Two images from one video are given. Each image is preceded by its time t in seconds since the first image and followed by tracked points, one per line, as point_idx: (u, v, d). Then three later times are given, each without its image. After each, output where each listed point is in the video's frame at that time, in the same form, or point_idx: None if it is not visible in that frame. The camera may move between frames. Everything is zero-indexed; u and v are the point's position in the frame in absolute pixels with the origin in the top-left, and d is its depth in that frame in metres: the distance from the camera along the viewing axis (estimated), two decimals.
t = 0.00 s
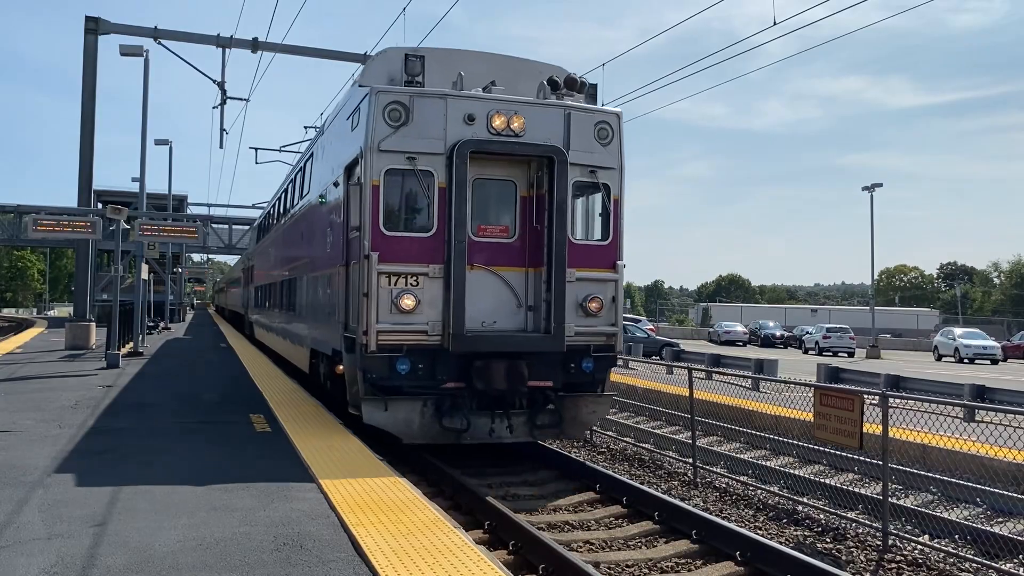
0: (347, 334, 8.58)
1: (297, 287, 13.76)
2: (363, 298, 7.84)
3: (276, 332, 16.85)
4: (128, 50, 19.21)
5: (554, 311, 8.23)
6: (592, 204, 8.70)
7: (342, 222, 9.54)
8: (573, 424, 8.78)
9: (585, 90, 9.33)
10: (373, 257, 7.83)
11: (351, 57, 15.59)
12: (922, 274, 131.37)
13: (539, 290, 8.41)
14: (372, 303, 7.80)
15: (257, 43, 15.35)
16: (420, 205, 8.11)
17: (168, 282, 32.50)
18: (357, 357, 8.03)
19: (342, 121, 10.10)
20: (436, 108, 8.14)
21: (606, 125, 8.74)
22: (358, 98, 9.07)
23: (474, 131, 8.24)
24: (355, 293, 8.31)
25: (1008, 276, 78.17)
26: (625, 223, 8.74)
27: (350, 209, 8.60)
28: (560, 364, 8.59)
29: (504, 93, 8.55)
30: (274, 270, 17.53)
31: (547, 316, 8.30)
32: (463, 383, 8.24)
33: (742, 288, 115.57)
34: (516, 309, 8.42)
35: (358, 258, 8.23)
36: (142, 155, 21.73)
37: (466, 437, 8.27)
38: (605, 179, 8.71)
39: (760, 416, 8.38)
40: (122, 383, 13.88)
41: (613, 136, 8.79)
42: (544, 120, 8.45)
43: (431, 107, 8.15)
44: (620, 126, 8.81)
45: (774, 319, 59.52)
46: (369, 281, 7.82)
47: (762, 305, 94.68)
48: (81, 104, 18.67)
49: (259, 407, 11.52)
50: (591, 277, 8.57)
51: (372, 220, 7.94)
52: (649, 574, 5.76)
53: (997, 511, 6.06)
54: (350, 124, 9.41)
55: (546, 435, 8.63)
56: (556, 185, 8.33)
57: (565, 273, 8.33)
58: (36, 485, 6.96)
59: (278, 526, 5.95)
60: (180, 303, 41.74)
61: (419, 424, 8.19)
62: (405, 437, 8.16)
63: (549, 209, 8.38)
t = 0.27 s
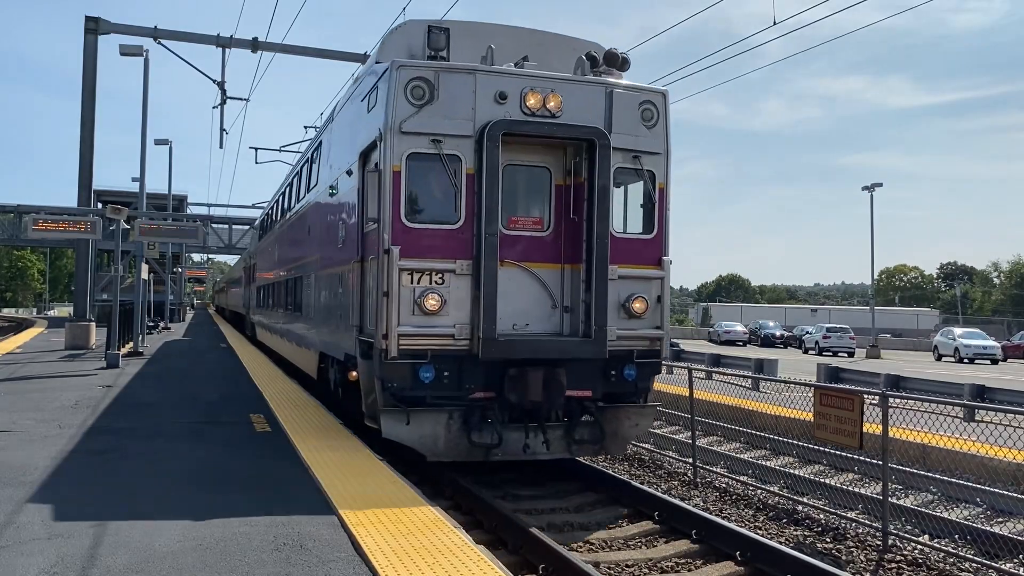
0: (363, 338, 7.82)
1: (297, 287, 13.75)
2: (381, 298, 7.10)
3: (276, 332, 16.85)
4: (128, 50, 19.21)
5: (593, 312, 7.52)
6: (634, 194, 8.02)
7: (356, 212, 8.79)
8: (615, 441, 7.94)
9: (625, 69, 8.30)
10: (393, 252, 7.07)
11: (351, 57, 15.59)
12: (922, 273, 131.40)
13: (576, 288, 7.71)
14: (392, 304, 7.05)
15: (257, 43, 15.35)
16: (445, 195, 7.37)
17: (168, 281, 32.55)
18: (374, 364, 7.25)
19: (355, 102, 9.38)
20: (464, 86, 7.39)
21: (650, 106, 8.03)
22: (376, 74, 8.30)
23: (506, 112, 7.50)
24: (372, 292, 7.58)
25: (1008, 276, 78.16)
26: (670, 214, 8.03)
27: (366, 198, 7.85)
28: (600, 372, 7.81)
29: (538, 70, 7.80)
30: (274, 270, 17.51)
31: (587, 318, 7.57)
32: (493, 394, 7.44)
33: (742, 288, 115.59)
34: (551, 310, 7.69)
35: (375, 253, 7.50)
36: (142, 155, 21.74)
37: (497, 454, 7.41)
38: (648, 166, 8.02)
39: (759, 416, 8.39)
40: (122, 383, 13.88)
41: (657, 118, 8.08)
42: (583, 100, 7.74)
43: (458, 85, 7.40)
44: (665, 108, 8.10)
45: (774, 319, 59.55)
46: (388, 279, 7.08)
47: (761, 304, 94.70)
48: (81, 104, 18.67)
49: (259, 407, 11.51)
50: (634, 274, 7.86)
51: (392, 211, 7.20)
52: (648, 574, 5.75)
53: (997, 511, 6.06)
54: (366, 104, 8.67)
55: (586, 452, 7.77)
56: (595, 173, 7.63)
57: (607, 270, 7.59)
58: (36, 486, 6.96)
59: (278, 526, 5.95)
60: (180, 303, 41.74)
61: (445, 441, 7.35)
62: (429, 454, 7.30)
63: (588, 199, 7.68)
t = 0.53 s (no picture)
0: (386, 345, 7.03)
1: (297, 288, 13.75)
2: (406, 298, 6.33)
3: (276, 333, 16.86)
4: (128, 50, 19.21)
5: (646, 313, 6.75)
6: (691, 182, 7.28)
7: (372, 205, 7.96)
8: (667, 458, 7.23)
9: (678, 39, 7.73)
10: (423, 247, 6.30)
11: (351, 57, 15.58)
12: (922, 273, 131.39)
13: (625, 287, 6.95)
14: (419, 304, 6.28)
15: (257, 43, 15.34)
16: (478, 183, 6.60)
17: (168, 281, 32.51)
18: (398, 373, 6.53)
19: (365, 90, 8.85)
20: (500, 56, 6.62)
21: (707, 81, 7.27)
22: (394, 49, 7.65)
23: (548, 86, 6.73)
24: (397, 292, 6.81)
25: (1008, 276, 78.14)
26: (729, 203, 7.29)
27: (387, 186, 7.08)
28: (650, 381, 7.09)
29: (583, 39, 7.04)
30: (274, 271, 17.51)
31: (638, 320, 6.83)
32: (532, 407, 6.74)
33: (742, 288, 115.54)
34: (596, 310, 6.98)
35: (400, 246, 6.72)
36: (142, 155, 21.74)
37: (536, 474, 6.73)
38: (707, 148, 7.28)
39: (758, 416, 8.40)
40: (122, 383, 13.88)
41: (715, 94, 7.32)
42: (633, 73, 6.99)
43: (494, 54, 6.63)
44: (724, 83, 7.34)
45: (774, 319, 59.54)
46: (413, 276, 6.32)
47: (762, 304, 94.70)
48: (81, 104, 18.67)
49: (259, 407, 11.51)
50: (691, 270, 7.12)
51: (421, 199, 6.44)
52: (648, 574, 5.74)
53: (997, 511, 6.06)
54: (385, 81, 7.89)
55: (635, 471, 7.06)
56: (647, 156, 6.87)
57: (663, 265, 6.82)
58: (36, 485, 6.96)
59: (279, 526, 5.94)
60: (180, 303, 41.75)
61: (477, 459, 6.66)
62: (462, 475, 6.63)
63: (640, 184, 6.92)
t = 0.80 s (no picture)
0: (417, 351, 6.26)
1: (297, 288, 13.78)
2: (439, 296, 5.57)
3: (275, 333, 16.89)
4: (128, 50, 19.20)
5: (717, 313, 5.98)
6: (763, 162, 6.55)
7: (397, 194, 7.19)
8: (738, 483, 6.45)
9: None
10: (462, 239, 5.54)
11: (352, 58, 15.58)
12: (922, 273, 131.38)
13: (690, 284, 6.22)
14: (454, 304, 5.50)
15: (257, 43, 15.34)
16: (523, 167, 5.84)
17: (168, 280, 32.56)
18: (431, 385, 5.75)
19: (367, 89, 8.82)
20: (549, 17, 5.85)
21: (782, 49, 6.54)
22: (398, 42, 7.57)
23: (603, 52, 5.97)
24: (429, 290, 6.05)
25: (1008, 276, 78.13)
26: (805, 187, 6.56)
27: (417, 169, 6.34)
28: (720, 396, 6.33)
29: None
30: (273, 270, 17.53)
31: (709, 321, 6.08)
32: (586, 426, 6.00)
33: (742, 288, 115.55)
34: (658, 309, 6.24)
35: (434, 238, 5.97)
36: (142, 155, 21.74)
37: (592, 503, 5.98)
38: (782, 125, 6.56)
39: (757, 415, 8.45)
40: (122, 383, 13.88)
41: (790, 63, 6.58)
42: (699, 38, 6.23)
43: (541, 15, 5.86)
44: (801, 51, 6.62)
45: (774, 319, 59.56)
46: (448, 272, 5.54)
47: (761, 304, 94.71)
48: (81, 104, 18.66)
49: (259, 407, 11.51)
50: (766, 265, 6.38)
51: (457, 183, 5.67)
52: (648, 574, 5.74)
53: (997, 511, 6.06)
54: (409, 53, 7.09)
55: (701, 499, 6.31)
56: (716, 134, 6.12)
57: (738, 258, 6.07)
58: (36, 486, 6.96)
59: (279, 526, 5.94)
60: (180, 303, 41.76)
61: (523, 486, 5.91)
62: (507, 504, 5.89)
63: (708, 166, 6.17)
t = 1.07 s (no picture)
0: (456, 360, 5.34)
1: (298, 288, 13.80)
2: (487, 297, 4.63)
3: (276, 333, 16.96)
4: (128, 50, 19.21)
5: (821, 317, 5.02)
6: (870, 135, 5.56)
7: (428, 176, 6.27)
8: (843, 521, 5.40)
9: None
10: (517, 229, 4.59)
11: (352, 58, 15.58)
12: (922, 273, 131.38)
13: (782, 281, 5.29)
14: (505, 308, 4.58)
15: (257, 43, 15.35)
16: (587, 141, 4.89)
17: (168, 280, 32.60)
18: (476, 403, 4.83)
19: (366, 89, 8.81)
20: None
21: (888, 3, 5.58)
22: (399, 43, 7.55)
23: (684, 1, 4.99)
24: (472, 288, 5.11)
25: (1008, 276, 78.13)
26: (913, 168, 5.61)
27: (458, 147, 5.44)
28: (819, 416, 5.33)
29: None
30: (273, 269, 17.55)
31: (806, 326, 5.13)
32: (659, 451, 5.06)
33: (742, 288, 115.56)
34: (741, 312, 5.33)
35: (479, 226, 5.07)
36: (142, 155, 21.75)
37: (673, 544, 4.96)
38: (889, 92, 5.59)
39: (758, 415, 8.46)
40: (122, 383, 13.88)
41: (897, 19, 5.62)
42: None
43: None
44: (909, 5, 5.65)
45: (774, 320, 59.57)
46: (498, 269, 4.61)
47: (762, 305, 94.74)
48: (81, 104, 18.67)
49: (259, 408, 11.51)
50: (875, 258, 5.38)
51: (508, 161, 4.76)
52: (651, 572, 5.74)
53: (996, 511, 6.06)
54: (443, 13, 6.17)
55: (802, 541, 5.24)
56: (818, 99, 5.18)
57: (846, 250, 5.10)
58: (36, 485, 6.97)
59: (278, 526, 5.95)
60: (180, 303, 41.78)
61: (586, 524, 4.93)
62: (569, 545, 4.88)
63: (808, 140, 5.22)
